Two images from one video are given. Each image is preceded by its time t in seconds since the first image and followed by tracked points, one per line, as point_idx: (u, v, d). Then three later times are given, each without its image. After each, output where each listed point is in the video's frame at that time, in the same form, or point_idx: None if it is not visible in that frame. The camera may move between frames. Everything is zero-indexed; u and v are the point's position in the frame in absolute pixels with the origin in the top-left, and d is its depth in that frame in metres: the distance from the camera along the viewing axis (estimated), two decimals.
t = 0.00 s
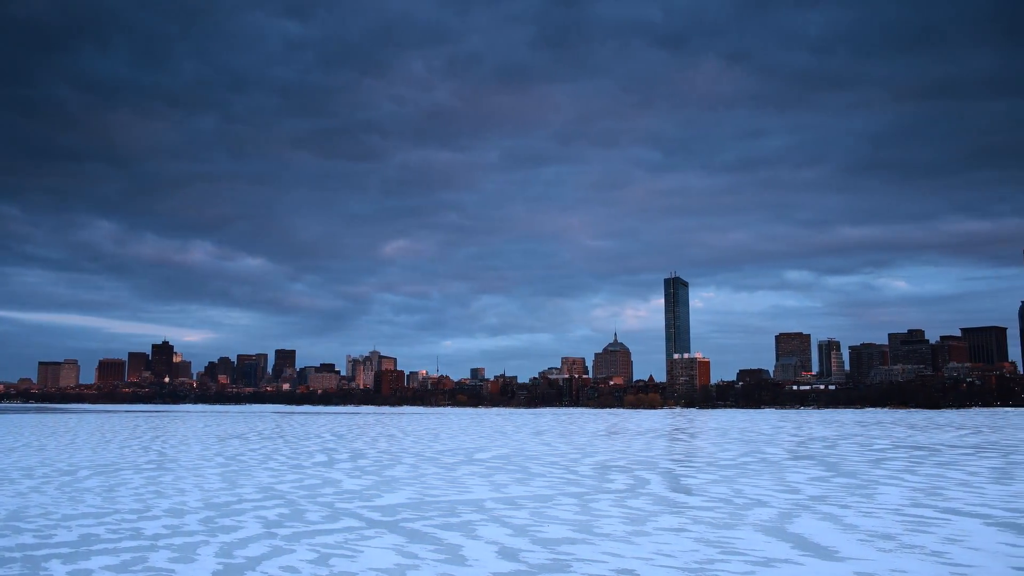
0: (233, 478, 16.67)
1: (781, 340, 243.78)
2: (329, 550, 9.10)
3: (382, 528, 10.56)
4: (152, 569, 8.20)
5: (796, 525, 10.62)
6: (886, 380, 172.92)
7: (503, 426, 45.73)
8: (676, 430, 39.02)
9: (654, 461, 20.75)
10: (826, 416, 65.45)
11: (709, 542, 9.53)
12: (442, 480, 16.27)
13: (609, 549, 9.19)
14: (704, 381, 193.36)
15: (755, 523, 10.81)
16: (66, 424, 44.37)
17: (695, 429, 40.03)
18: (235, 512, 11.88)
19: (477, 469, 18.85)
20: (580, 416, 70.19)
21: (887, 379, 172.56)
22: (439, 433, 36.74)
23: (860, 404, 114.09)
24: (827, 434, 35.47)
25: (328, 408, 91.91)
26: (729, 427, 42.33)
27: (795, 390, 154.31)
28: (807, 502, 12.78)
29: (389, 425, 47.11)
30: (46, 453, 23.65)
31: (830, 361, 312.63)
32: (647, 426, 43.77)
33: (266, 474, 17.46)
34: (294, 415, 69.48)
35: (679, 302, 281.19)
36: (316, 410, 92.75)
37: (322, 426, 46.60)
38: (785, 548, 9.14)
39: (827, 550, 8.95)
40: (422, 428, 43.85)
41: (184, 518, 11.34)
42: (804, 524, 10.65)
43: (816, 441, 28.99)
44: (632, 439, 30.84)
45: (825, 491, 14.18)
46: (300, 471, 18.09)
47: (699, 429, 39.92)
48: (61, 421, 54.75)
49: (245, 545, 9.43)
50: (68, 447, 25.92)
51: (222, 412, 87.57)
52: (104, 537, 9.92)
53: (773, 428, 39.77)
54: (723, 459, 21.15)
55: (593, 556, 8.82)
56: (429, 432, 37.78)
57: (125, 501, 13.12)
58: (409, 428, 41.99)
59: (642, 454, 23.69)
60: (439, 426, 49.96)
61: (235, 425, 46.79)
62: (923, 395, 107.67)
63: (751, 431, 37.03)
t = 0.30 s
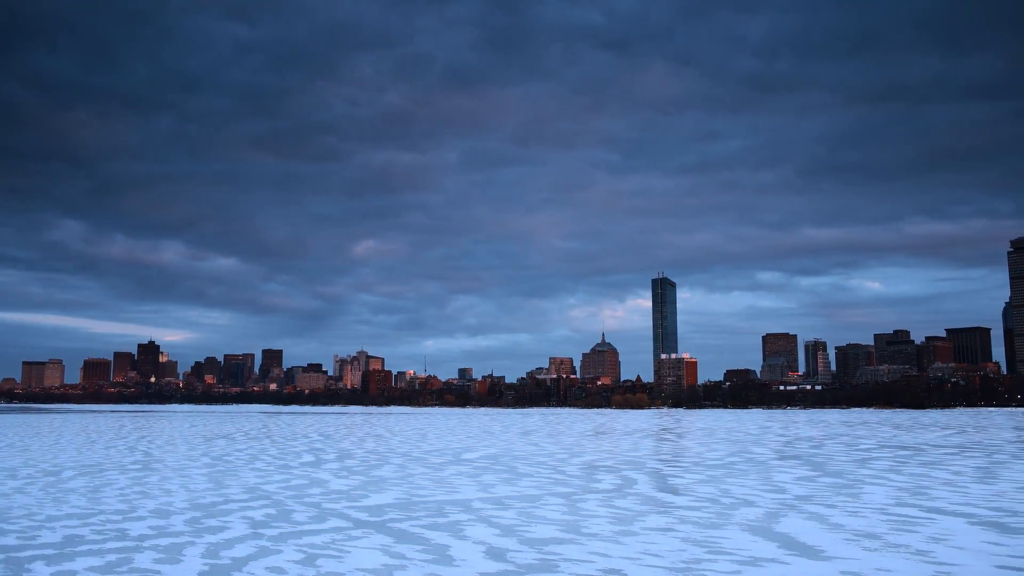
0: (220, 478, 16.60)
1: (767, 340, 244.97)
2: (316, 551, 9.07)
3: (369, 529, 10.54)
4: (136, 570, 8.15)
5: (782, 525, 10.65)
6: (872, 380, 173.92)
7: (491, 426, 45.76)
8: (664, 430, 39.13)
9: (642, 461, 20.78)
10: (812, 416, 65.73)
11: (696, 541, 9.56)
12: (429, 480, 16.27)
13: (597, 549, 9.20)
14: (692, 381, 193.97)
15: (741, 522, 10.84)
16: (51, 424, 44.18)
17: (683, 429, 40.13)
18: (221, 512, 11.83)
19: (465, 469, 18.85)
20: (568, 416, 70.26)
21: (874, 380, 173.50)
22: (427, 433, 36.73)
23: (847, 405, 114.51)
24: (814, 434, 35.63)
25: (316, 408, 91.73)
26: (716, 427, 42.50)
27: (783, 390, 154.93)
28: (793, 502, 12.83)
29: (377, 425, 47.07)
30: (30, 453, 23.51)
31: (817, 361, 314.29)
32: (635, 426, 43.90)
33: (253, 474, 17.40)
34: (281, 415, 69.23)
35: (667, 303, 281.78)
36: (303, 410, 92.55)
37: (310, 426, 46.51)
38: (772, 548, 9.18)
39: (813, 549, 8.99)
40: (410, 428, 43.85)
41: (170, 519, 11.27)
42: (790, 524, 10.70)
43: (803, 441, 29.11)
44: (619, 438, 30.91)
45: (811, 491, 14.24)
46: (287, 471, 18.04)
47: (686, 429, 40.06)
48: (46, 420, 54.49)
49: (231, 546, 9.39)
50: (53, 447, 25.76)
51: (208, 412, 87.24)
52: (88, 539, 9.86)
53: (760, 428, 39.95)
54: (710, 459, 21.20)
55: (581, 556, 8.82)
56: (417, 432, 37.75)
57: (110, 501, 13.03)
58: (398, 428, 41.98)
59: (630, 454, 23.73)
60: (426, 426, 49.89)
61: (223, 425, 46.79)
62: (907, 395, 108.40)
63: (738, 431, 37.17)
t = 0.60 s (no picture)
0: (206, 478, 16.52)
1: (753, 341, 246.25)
2: (302, 552, 9.04)
3: (356, 529, 10.52)
4: (122, 572, 8.10)
5: (769, 525, 10.69)
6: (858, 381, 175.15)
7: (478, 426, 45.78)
8: (651, 431, 39.23)
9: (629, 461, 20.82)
10: (798, 416, 66.08)
11: (682, 541, 9.59)
12: (417, 481, 16.28)
13: (583, 548, 9.23)
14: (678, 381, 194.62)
15: (728, 522, 10.89)
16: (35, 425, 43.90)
17: (669, 429, 40.23)
18: (208, 513, 11.77)
19: (452, 469, 18.85)
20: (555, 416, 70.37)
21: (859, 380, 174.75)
22: (415, 433, 36.69)
23: (832, 405, 115.05)
24: (800, 433, 35.82)
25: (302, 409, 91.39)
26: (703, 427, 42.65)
27: (769, 390, 155.54)
28: (779, 502, 12.90)
29: (364, 425, 47.01)
30: (14, 454, 23.32)
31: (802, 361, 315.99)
32: (622, 426, 44.02)
33: (240, 474, 17.33)
34: (267, 416, 68.91)
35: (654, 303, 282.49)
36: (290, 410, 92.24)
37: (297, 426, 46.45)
38: (758, 547, 9.22)
39: (799, 548, 9.05)
40: (396, 428, 43.84)
41: (156, 519, 11.20)
42: (777, 523, 10.75)
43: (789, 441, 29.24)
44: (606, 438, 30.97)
45: (797, 491, 14.32)
46: (273, 472, 17.98)
47: (672, 429, 40.20)
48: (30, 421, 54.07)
49: (217, 547, 9.33)
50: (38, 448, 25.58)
51: (194, 411, 86.81)
52: (73, 539, 9.80)
53: (746, 428, 40.14)
54: (697, 459, 21.25)
55: (568, 555, 8.83)
56: (404, 432, 37.72)
57: (95, 502, 12.94)
58: (385, 428, 41.95)
59: (617, 454, 23.78)
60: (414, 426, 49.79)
61: (210, 425, 46.73)
62: (891, 395, 109.24)
63: (724, 431, 37.31)
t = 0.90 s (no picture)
0: (193, 479, 16.44)
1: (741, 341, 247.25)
2: (290, 552, 9.02)
3: (344, 529, 10.50)
4: (107, 573, 8.06)
5: (756, 524, 10.73)
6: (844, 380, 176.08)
7: (467, 426, 45.79)
8: (639, 430, 39.31)
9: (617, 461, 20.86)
10: (785, 416, 66.36)
11: (670, 541, 9.62)
12: (405, 480, 16.27)
13: (571, 548, 9.24)
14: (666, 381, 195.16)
15: (716, 521, 10.92)
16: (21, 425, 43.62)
17: (658, 429, 40.31)
18: (194, 513, 11.71)
19: (441, 469, 18.84)
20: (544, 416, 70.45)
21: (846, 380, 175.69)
22: (403, 432, 36.65)
23: (819, 405, 115.50)
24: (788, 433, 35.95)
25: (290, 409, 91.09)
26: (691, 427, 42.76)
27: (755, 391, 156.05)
28: (766, 501, 12.96)
29: (352, 425, 46.94)
30: None
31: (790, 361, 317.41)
32: (610, 426, 44.10)
33: (228, 475, 17.27)
34: (255, 416, 68.65)
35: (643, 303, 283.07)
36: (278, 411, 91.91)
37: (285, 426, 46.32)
38: (746, 546, 9.25)
39: (786, 548, 9.08)
40: (385, 428, 43.79)
41: (142, 520, 11.15)
42: (764, 523, 10.79)
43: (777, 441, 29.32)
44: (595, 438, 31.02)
45: (784, 490, 14.40)
46: (261, 472, 17.92)
47: (661, 429, 40.27)
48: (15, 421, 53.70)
49: (203, 547, 9.30)
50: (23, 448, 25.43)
51: (182, 411, 86.41)
52: (58, 540, 9.74)
53: (734, 428, 40.24)
54: (684, 459, 21.28)
55: (556, 555, 8.83)
56: (393, 432, 37.67)
57: (81, 503, 12.86)
58: (373, 428, 41.90)
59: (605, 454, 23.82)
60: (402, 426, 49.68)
61: (198, 425, 46.62)
62: (877, 395, 109.86)
63: (712, 431, 37.41)
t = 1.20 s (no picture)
0: (181, 479, 16.36)
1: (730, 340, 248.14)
2: (278, 553, 9.00)
3: (333, 529, 10.49)
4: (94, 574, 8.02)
5: (745, 524, 10.76)
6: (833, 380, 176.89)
7: (457, 426, 45.73)
8: (629, 430, 39.32)
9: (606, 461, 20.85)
10: (774, 416, 66.46)
11: (659, 540, 9.63)
12: (395, 480, 16.24)
13: (561, 548, 9.24)
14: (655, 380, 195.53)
15: (705, 521, 10.94)
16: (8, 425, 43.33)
17: (647, 429, 40.35)
18: (182, 514, 11.67)
19: (430, 469, 18.81)
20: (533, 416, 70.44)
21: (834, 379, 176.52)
22: (393, 432, 36.58)
23: (807, 405, 115.95)
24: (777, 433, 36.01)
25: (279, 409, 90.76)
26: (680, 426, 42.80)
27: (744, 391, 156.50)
28: (755, 501, 13.00)
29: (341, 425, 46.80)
30: None
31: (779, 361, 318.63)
32: (600, 426, 44.11)
33: (216, 475, 17.20)
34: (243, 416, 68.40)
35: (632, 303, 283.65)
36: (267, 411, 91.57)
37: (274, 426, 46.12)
38: (735, 546, 9.27)
39: (775, 547, 9.10)
40: (374, 427, 43.71)
41: (130, 520, 11.11)
42: (752, 522, 10.81)
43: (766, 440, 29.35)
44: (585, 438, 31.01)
45: (773, 490, 14.45)
46: (250, 472, 17.86)
47: (651, 429, 40.30)
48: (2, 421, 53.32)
49: (192, 548, 9.26)
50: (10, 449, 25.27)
51: (171, 411, 86.02)
52: (45, 541, 9.69)
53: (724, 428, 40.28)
54: (674, 459, 21.29)
55: (545, 555, 8.84)
56: (382, 432, 37.58)
57: (68, 503, 12.79)
58: (363, 428, 41.80)
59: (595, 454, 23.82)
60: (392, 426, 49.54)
61: (187, 425, 46.46)
62: (866, 395, 110.32)
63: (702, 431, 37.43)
